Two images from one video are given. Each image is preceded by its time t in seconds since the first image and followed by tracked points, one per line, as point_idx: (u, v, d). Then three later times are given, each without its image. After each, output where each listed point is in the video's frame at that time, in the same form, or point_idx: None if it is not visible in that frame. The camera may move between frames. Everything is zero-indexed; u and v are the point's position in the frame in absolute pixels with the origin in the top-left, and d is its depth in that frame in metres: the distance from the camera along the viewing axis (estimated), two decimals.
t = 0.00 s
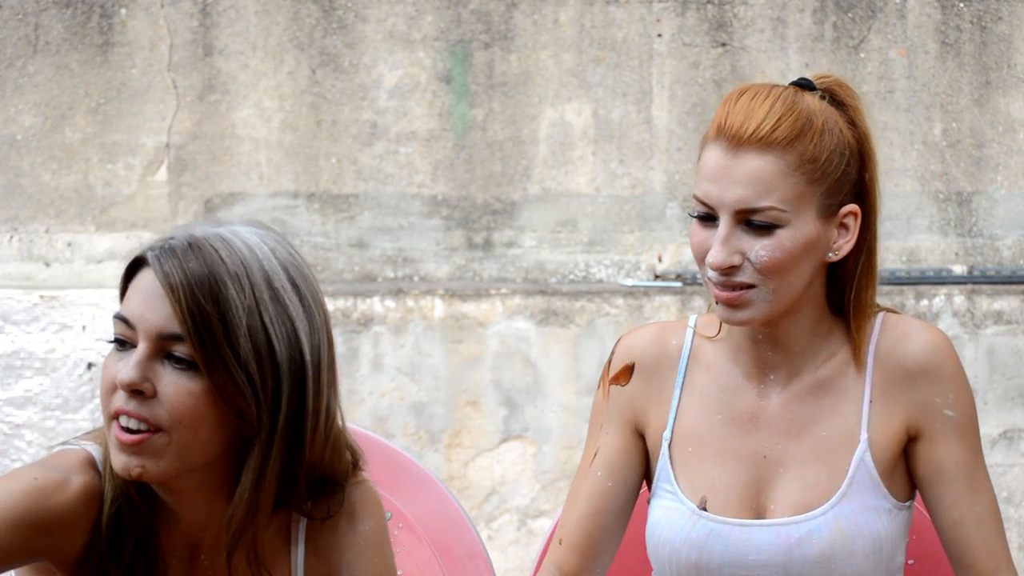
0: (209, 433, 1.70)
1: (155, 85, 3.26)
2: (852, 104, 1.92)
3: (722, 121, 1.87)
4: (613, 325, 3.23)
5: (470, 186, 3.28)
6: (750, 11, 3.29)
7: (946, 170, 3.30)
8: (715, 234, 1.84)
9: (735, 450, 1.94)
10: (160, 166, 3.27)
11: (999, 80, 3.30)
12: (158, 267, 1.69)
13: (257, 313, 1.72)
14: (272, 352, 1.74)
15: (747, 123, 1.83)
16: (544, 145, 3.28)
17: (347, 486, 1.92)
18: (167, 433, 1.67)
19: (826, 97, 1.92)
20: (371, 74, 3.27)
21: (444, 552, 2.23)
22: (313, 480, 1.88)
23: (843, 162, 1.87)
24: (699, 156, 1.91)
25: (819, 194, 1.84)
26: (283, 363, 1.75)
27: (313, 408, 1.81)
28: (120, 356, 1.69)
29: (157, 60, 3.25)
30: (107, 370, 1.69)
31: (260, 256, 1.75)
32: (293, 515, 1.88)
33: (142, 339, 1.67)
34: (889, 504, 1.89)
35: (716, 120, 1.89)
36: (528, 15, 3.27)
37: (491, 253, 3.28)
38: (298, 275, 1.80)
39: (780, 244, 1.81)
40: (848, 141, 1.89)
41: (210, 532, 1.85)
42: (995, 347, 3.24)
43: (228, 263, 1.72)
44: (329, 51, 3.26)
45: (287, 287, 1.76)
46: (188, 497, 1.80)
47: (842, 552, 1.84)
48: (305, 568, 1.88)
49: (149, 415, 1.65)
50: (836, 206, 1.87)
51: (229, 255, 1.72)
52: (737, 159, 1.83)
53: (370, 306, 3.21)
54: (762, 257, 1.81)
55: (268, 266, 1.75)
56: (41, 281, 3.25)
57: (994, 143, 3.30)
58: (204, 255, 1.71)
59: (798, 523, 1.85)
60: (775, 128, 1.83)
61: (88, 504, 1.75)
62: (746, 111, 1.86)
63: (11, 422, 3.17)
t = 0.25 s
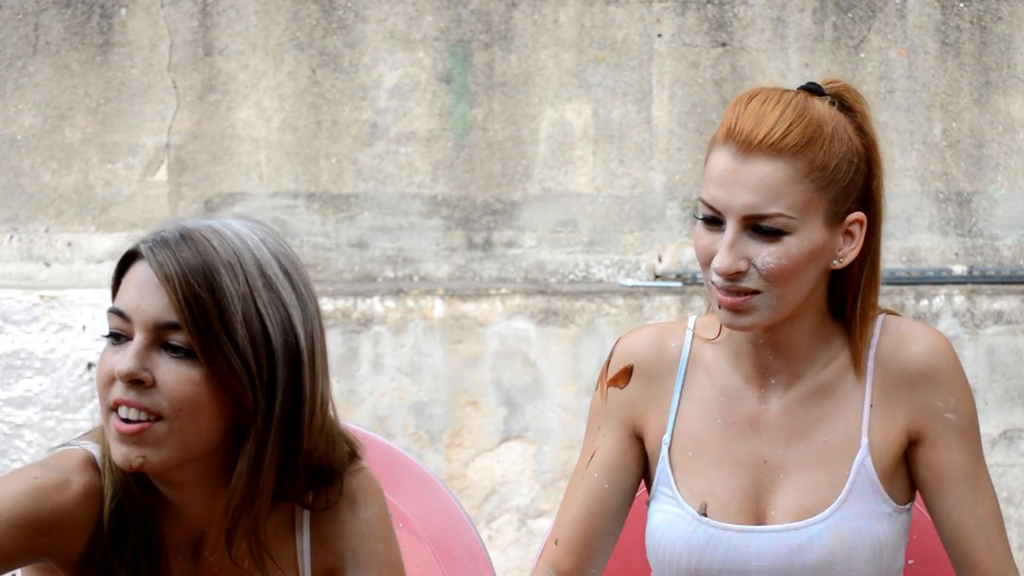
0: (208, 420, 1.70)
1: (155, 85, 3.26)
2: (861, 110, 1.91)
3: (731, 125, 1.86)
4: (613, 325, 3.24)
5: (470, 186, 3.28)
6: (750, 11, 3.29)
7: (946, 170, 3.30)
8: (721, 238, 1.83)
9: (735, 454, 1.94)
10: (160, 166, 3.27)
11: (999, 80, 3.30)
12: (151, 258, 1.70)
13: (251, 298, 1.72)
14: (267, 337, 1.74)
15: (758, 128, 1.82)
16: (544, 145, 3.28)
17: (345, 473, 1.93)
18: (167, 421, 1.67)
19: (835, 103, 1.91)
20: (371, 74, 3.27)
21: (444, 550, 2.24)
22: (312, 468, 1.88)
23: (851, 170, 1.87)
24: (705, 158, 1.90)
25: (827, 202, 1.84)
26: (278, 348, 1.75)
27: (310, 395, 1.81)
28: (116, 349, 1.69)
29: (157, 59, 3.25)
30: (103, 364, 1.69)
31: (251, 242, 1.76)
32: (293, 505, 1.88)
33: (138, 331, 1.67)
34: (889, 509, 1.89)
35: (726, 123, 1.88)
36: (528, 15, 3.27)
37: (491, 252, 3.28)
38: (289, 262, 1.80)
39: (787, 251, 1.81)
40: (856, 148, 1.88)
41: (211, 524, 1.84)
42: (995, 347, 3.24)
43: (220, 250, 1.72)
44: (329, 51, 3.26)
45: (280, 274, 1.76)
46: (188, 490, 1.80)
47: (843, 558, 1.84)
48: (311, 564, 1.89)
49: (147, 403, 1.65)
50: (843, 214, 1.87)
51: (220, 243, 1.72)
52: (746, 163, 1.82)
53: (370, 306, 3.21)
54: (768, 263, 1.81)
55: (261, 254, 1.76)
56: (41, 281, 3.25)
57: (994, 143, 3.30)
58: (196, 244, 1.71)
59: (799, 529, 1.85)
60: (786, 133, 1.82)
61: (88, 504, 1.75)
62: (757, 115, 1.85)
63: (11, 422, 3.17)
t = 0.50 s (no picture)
0: (215, 411, 1.70)
1: (155, 85, 3.26)
2: (869, 122, 1.90)
3: (739, 132, 1.85)
4: (613, 325, 3.24)
5: (470, 186, 3.28)
6: (750, 11, 3.29)
7: (946, 170, 3.30)
8: (723, 245, 1.83)
9: (732, 460, 1.94)
10: (160, 166, 3.27)
11: (999, 80, 3.30)
12: (153, 252, 1.70)
13: (253, 289, 1.73)
14: (271, 328, 1.74)
15: (766, 137, 1.82)
16: (544, 145, 3.28)
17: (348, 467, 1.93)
18: (173, 413, 1.67)
19: (844, 113, 1.90)
20: (371, 74, 3.27)
21: (444, 549, 2.24)
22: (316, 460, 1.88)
23: (857, 184, 1.87)
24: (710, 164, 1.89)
25: (833, 215, 1.84)
26: (281, 339, 1.76)
27: (313, 386, 1.82)
28: (120, 344, 1.69)
29: (157, 59, 3.25)
30: (107, 359, 1.69)
31: (251, 234, 1.77)
32: (298, 499, 1.88)
33: (142, 324, 1.67)
34: (887, 515, 1.90)
35: (734, 129, 1.87)
36: (528, 15, 3.27)
37: (491, 253, 3.28)
38: (289, 254, 1.81)
39: (790, 262, 1.81)
40: (864, 161, 1.88)
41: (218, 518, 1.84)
42: (995, 347, 3.24)
43: (221, 243, 1.73)
44: (329, 51, 3.26)
45: (281, 265, 1.77)
46: (194, 484, 1.80)
47: (842, 568, 1.85)
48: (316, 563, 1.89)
49: (153, 394, 1.65)
50: (847, 227, 1.86)
51: (221, 235, 1.73)
52: (752, 171, 1.81)
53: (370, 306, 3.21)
54: (770, 274, 1.80)
55: (262, 246, 1.76)
56: (41, 281, 3.25)
57: (994, 143, 3.30)
58: (197, 237, 1.72)
59: (797, 539, 1.85)
60: (793, 143, 1.81)
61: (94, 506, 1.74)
62: (765, 123, 1.84)
63: (11, 422, 3.17)
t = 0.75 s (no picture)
0: (218, 420, 1.70)
1: (155, 85, 3.26)
2: (865, 126, 1.90)
3: (734, 137, 1.85)
4: (613, 325, 3.24)
5: (470, 186, 3.28)
6: (750, 11, 3.29)
7: (946, 170, 3.30)
8: (717, 252, 1.82)
9: (728, 467, 1.94)
10: (160, 166, 3.27)
11: (999, 80, 3.30)
12: (157, 259, 1.70)
13: (257, 297, 1.72)
14: (275, 335, 1.74)
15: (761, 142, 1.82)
16: (544, 145, 3.28)
17: (353, 472, 1.93)
18: (176, 422, 1.67)
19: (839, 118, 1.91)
20: (371, 74, 3.27)
21: (443, 548, 2.23)
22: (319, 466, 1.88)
23: (852, 189, 1.87)
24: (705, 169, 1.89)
25: (827, 220, 1.84)
26: (285, 346, 1.75)
27: (317, 393, 1.81)
28: (123, 351, 1.69)
29: (157, 60, 3.25)
30: (112, 366, 1.69)
31: (256, 241, 1.76)
32: (302, 504, 1.88)
33: (145, 332, 1.67)
34: (885, 521, 1.90)
35: (729, 134, 1.87)
36: (528, 15, 3.27)
37: (491, 253, 3.28)
38: (294, 260, 1.80)
39: (784, 268, 1.81)
40: (859, 166, 1.88)
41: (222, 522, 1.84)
42: (995, 347, 3.24)
43: (225, 250, 1.72)
44: (329, 51, 3.26)
45: (285, 272, 1.76)
46: (199, 490, 1.80)
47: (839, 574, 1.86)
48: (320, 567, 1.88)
49: (156, 403, 1.65)
50: (842, 231, 1.86)
51: (225, 242, 1.72)
52: (748, 176, 1.81)
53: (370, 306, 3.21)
54: (764, 280, 1.80)
55: (265, 253, 1.75)
56: (41, 280, 3.25)
57: (994, 143, 3.30)
58: (201, 244, 1.71)
59: (794, 547, 1.85)
60: (789, 148, 1.81)
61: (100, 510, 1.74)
62: (761, 129, 1.84)
63: (11, 422, 3.17)
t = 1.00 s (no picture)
0: (214, 436, 1.70)
1: (155, 85, 3.26)
2: (863, 129, 1.90)
3: (731, 141, 1.85)
4: (613, 325, 3.24)
5: (470, 186, 3.28)
6: (750, 11, 3.29)
7: (946, 170, 3.30)
8: (715, 256, 1.82)
9: (727, 470, 1.93)
10: (160, 166, 3.27)
11: (999, 80, 3.30)
12: (154, 274, 1.69)
13: (254, 313, 1.72)
14: (272, 350, 1.73)
15: (758, 146, 1.81)
16: (544, 145, 3.28)
17: (353, 482, 1.93)
18: (170, 438, 1.66)
19: (836, 120, 1.91)
20: (371, 74, 3.27)
21: (442, 547, 2.23)
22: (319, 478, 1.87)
23: (850, 191, 1.86)
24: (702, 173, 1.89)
25: (825, 224, 1.83)
26: (282, 361, 1.75)
27: (315, 406, 1.80)
28: (121, 364, 1.69)
29: (157, 59, 3.25)
30: (109, 380, 1.69)
31: (254, 255, 1.75)
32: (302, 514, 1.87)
33: (142, 347, 1.67)
34: (883, 524, 1.90)
35: (726, 137, 1.87)
36: (528, 15, 3.27)
37: (491, 253, 3.28)
38: (292, 273, 1.79)
39: (781, 272, 1.80)
40: (857, 168, 1.88)
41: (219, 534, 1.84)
42: (995, 347, 3.24)
43: (222, 265, 1.71)
44: (329, 51, 3.26)
45: (282, 285, 1.76)
46: (195, 501, 1.80)
47: None
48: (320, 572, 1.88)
49: (151, 420, 1.65)
50: (840, 234, 1.86)
51: (223, 257, 1.72)
52: (744, 180, 1.81)
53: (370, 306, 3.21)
54: (761, 284, 1.80)
55: (263, 266, 1.75)
56: (41, 280, 3.25)
57: (994, 143, 3.30)
58: (198, 259, 1.71)
59: (793, 552, 1.85)
60: (786, 152, 1.81)
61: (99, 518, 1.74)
62: (758, 132, 1.84)
63: (11, 422, 3.17)
